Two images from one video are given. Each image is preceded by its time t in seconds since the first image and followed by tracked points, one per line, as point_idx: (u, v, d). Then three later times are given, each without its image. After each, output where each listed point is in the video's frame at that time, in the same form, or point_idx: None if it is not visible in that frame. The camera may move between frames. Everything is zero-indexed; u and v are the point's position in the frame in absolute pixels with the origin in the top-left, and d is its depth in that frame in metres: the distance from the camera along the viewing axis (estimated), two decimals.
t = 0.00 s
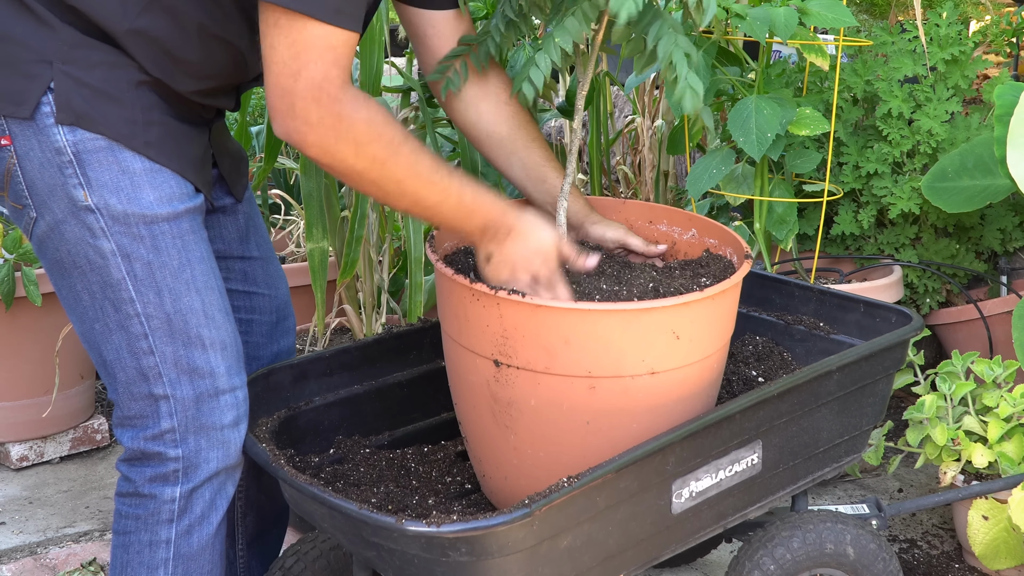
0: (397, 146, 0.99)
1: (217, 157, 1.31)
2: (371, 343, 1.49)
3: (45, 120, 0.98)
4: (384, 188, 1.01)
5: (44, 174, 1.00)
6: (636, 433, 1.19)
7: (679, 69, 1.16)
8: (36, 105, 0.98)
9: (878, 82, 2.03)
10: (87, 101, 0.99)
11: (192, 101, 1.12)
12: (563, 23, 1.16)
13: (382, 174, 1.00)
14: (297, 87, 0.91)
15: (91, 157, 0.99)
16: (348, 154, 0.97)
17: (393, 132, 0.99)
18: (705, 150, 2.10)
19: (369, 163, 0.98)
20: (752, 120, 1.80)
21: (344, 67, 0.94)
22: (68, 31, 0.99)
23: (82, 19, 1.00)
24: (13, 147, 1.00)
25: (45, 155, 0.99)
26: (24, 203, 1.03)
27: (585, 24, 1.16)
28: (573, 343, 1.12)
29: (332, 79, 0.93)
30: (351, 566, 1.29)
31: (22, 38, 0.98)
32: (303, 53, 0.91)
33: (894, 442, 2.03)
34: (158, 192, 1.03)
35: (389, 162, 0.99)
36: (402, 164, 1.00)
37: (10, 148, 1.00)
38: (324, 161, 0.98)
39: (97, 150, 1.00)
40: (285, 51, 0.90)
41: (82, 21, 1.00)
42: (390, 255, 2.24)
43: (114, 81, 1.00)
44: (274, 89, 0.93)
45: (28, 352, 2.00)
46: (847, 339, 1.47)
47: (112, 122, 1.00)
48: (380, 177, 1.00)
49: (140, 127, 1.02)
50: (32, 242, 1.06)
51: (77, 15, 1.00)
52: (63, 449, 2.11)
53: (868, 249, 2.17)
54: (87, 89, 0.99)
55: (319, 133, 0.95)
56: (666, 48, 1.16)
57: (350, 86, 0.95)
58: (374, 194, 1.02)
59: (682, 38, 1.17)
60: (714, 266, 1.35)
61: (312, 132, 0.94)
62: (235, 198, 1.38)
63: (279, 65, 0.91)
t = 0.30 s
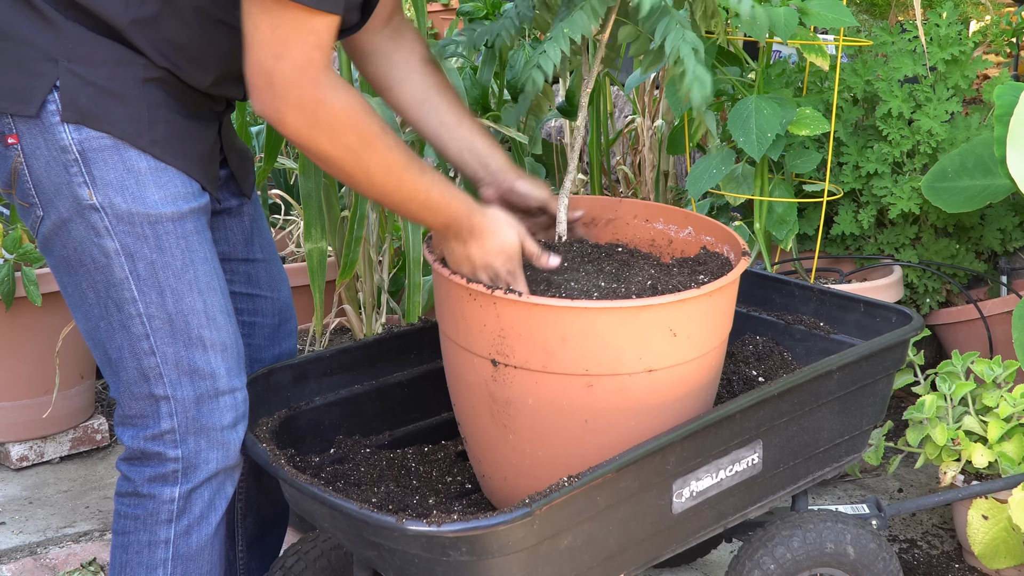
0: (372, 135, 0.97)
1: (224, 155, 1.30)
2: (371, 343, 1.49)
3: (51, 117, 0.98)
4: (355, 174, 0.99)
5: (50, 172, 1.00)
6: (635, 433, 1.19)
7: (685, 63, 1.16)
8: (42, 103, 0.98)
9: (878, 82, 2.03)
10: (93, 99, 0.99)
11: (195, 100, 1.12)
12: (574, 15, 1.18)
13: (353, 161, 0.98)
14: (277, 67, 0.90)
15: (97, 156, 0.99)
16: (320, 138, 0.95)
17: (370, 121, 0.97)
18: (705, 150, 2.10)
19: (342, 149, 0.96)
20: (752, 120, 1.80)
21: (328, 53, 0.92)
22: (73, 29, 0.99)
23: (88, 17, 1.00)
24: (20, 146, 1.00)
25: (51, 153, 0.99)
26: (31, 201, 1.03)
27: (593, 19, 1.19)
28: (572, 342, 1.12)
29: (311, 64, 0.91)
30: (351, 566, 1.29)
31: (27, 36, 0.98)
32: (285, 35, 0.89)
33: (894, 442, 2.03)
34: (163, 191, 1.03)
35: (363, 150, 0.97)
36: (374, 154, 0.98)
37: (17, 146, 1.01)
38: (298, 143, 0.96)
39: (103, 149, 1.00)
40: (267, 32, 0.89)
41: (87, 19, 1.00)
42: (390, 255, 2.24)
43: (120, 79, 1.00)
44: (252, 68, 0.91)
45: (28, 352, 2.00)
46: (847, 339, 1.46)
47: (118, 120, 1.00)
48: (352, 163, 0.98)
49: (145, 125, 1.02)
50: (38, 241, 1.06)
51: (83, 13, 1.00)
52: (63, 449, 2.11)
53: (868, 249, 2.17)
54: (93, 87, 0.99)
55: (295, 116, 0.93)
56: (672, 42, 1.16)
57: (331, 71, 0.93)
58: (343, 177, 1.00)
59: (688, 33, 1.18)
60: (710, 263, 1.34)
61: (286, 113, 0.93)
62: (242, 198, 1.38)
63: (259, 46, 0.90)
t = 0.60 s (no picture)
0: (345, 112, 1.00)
1: (224, 153, 1.30)
2: (371, 343, 1.49)
3: (51, 116, 0.98)
4: (327, 150, 1.02)
5: (50, 172, 1.00)
6: (634, 432, 1.19)
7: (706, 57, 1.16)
8: (42, 101, 0.98)
9: (878, 82, 2.03)
10: (94, 97, 0.99)
11: (196, 99, 1.12)
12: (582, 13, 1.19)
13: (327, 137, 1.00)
14: (260, 47, 0.91)
15: (97, 155, 0.99)
16: (300, 119, 0.97)
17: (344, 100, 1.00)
18: (705, 150, 2.10)
19: (319, 128, 0.99)
20: (752, 120, 1.80)
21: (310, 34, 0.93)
22: (74, 28, 0.99)
23: (89, 16, 1.00)
24: (20, 145, 1.00)
25: (51, 152, 0.99)
26: (31, 201, 1.03)
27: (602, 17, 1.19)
28: (570, 341, 1.12)
29: (294, 44, 0.92)
30: (351, 566, 1.29)
31: (28, 34, 0.98)
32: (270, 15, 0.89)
33: (894, 442, 2.03)
34: (163, 190, 1.03)
35: (338, 129, 1.00)
36: (349, 135, 1.01)
37: (18, 146, 1.00)
38: (274, 120, 0.97)
39: (104, 147, 1.00)
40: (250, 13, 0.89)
41: (88, 16, 1.00)
42: (390, 255, 2.24)
43: (121, 78, 1.00)
44: (234, 47, 0.91)
45: (28, 351, 2.00)
46: (847, 339, 1.46)
47: (119, 119, 1.00)
48: (327, 141, 1.00)
49: (146, 124, 1.02)
50: (37, 240, 1.06)
51: (84, 11, 1.00)
52: (63, 449, 2.11)
53: (868, 249, 2.17)
54: (94, 85, 0.99)
55: (277, 95, 0.94)
56: (690, 38, 1.15)
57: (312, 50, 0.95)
58: (314, 155, 1.02)
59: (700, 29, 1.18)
60: (711, 263, 1.34)
61: (268, 93, 0.94)
62: (239, 199, 1.38)
63: (242, 26, 0.90)
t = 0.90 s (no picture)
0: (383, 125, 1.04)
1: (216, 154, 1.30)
2: (371, 343, 1.49)
3: (51, 117, 0.98)
4: (369, 161, 1.07)
5: (50, 173, 1.00)
6: (635, 432, 1.19)
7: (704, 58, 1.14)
8: (42, 102, 0.98)
9: (878, 82, 2.03)
10: (94, 98, 0.99)
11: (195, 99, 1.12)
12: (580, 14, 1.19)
13: (368, 148, 1.05)
14: (313, 68, 0.93)
15: (97, 155, 0.99)
16: (349, 133, 1.01)
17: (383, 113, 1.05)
18: (705, 150, 2.10)
19: (363, 141, 1.03)
20: (752, 120, 1.80)
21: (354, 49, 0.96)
22: (73, 29, 0.99)
23: (88, 16, 1.00)
24: (19, 147, 1.00)
25: (50, 153, 0.99)
26: (29, 202, 1.03)
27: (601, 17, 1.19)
28: (571, 341, 1.12)
29: (343, 63, 0.95)
30: (351, 566, 1.29)
31: (27, 35, 0.98)
32: (322, 37, 0.91)
33: (894, 442, 2.03)
34: (163, 190, 1.03)
35: (378, 143, 1.05)
36: (389, 148, 1.07)
37: (17, 148, 1.00)
38: (319, 134, 1.01)
39: (103, 148, 1.00)
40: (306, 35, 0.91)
41: (87, 17, 1.00)
42: (390, 255, 2.24)
43: (120, 78, 1.00)
44: (286, 66, 0.93)
45: (28, 352, 2.00)
46: (847, 339, 1.46)
47: (118, 119, 1.00)
48: (370, 152, 1.06)
49: (145, 124, 1.02)
50: (36, 242, 1.06)
51: (83, 12, 1.00)
52: (63, 449, 2.11)
53: (868, 249, 2.17)
54: (93, 86, 0.99)
55: (327, 111, 0.97)
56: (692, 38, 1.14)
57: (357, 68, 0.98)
58: (355, 167, 1.07)
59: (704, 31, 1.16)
60: (712, 263, 1.34)
61: (319, 111, 0.97)
62: (233, 197, 1.38)
63: (296, 47, 0.91)
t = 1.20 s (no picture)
0: (385, 121, 1.00)
1: (216, 153, 1.30)
2: (371, 343, 1.49)
3: (54, 115, 0.98)
4: (373, 157, 1.01)
5: (52, 171, 1.00)
6: (634, 432, 1.19)
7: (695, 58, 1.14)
8: (45, 100, 0.98)
9: (878, 82, 2.03)
10: (97, 96, 0.99)
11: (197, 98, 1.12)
12: (579, 14, 1.19)
13: (371, 144, 1.00)
14: (300, 49, 0.90)
15: (99, 153, 0.99)
16: (344, 120, 0.96)
17: (386, 108, 1.00)
18: (705, 150, 2.10)
19: (361, 132, 0.98)
20: (752, 120, 1.80)
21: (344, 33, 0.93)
22: (75, 27, 0.99)
23: (90, 14, 1.00)
24: (21, 145, 1.00)
25: (53, 151, 0.99)
26: (31, 200, 1.03)
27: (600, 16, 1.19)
28: (571, 340, 1.12)
29: (332, 45, 0.92)
30: (351, 566, 1.29)
31: (29, 33, 0.98)
32: (310, 16, 0.89)
33: (894, 442, 2.03)
34: (165, 189, 1.03)
35: (380, 137, 1.00)
36: (395, 144, 1.02)
37: (18, 146, 1.00)
38: (315, 123, 0.96)
39: (106, 146, 1.00)
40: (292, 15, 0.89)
41: (90, 16, 1.00)
42: (390, 255, 2.24)
43: (122, 77, 1.00)
44: (274, 49, 0.91)
45: (28, 351, 1.99)
46: (847, 339, 1.46)
47: (120, 118, 1.00)
48: (374, 147, 1.00)
49: (147, 123, 1.02)
50: (36, 240, 1.06)
51: (85, 10, 1.00)
52: (63, 449, 2.11)
53: (868, 249, 2.17)
54: (96, 85, 0.99)
55: (317, 96, 0.94)
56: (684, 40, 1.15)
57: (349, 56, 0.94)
58: (357, 163, 1.02)
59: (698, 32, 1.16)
60: (711, 263, 1.34)
61: (311, 94, 0.93)
62: (232, 197, 1.38)
63: (283, 27, 0.89)
